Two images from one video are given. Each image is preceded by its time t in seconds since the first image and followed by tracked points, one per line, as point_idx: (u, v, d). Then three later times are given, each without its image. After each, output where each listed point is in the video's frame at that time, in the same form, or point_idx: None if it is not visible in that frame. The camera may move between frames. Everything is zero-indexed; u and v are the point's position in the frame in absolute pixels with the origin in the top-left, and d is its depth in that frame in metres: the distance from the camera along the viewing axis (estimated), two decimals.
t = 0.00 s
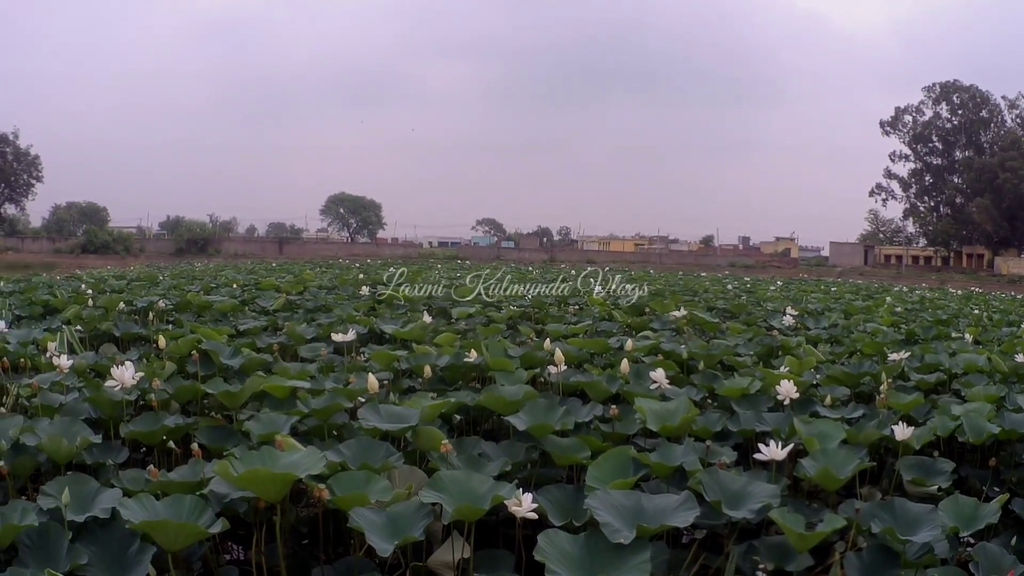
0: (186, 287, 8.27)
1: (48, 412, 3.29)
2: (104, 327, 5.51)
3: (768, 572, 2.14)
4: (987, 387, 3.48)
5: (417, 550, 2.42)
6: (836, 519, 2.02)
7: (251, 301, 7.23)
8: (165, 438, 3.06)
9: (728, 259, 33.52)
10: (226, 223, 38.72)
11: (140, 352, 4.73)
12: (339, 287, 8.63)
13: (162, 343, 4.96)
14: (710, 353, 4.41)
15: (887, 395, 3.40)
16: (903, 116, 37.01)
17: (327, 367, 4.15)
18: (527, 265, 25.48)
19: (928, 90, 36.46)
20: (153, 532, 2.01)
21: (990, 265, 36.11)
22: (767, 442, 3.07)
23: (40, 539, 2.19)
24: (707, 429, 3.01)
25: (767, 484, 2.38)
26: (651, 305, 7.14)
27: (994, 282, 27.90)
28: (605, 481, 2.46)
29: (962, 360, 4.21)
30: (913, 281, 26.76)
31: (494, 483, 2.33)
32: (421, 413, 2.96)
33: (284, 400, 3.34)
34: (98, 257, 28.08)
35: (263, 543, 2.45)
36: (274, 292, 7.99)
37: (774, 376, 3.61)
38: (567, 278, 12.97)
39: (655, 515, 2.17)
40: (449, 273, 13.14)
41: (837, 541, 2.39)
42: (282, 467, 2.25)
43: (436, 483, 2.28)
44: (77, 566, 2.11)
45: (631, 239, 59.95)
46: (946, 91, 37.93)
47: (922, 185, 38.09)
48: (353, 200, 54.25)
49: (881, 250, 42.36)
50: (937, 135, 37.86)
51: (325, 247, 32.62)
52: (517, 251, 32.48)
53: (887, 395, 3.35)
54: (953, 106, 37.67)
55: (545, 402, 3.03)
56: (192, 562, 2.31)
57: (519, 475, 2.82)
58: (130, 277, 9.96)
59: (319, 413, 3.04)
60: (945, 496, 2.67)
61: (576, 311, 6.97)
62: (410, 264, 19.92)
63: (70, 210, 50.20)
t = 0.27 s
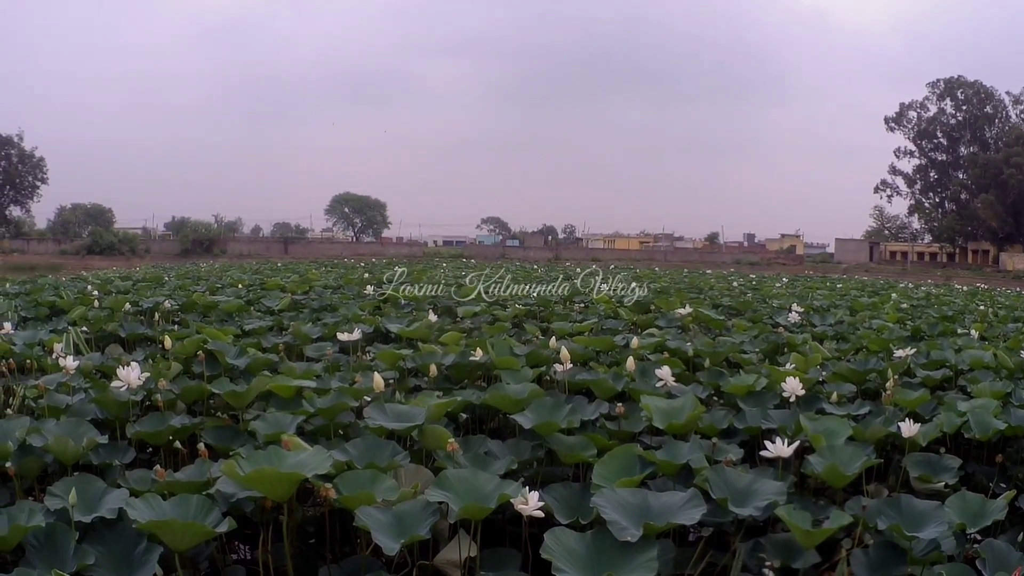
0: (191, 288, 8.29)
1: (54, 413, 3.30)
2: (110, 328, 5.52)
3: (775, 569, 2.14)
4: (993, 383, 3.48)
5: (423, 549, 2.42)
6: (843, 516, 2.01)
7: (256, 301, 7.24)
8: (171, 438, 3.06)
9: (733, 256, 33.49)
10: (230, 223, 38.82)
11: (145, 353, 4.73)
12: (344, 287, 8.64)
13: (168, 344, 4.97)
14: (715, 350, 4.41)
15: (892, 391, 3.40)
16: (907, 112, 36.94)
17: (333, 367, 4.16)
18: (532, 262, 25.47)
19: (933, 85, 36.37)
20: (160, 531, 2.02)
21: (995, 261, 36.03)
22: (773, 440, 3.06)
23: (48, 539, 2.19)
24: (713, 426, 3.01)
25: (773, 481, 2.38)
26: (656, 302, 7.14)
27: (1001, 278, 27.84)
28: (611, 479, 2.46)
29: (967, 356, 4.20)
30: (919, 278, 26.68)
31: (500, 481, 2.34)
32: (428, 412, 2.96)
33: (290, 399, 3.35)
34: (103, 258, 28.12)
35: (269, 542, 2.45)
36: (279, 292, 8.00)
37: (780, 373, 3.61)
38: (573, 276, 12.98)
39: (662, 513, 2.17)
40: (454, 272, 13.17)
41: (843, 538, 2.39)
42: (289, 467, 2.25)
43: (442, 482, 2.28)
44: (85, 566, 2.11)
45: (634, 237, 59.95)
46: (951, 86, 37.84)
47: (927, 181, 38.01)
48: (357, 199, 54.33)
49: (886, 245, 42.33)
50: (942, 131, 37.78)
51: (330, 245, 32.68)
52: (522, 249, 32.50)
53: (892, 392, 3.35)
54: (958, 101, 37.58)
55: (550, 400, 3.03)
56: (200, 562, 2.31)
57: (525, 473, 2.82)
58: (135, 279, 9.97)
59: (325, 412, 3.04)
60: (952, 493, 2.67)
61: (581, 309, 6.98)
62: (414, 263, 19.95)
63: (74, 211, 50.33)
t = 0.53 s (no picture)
0: (194, 288, 8.30)
1: (57, 414, 3.30)
2: (113, 329, 5.52)
3: (779, 567, 2.14)
4: (996, 380, 3.48)
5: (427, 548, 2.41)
6: (847, 513, 2.01)
7: (259, 301, 7.24)
8: (174, 438, 3.06)
9: (735, 254, 33.45)
10: (233, 224, 38.83)
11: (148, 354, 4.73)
12: (347, 287, 8.64)
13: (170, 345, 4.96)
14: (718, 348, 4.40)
15: (895, 389, 3.39)
16: (909, 109, 36.90)
17: (335, 366, 4.16)
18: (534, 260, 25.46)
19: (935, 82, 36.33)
20: (162, 531, 2.02)
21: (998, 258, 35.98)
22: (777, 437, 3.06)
23: (51, 540, 2.19)
24: (717, 424, 3.01)
25: (777, 479, 2.37)
26: (659, 301, 7.15)
27: (1004, 274, 27.80)
28: (615, 478, 2.46)
29: (970, 354, 4.19)
30: (922, 275, 26.65)
31: (503, 480, 2.33)
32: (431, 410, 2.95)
33: (292, 399, 3.35)
34: (106, 258, 28.14)
35: (272, 542, 2.45)
36: (282, 292, 8.01)
37: (783, 371, 3.60)
38: (575, 275, 12.99)
39: (665, 511, 2.16)
40: (457, 271, 13.19)
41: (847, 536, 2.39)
42: (292, 466, 2.25)
43: (446, 480, 2.28)
44: (88, 567, 2.12)
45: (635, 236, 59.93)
46: (953, 83, 37.81)
47: (929, 178, 37.98)
48: (359, 199, 54.34)
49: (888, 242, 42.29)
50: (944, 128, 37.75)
51: (333, 245, 32.70)
52: (525, 248, 32.49)
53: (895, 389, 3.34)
54: (960, 98, 37.54)
55: (553, 398, 3.03)
56: (203, 562, 2.32)
57: (529, 471, 2.82)
58: (138, 280, 9.97)
59: (328, 411, 3.04)
60: (955, 491, 2.66)
61: (583, 308, 6.98)
62: (417, 262, 19.97)
63: (76, 213, 50.36)
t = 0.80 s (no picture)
0: (198, 287, 8.30)
1: (61, 414, 3.31)
2: (117, 328, 5.53)
3: (785, 563, 2.14)
4: (1000, 376, 3.47)
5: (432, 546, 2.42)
6: (852, 509, 2.01)
7: (263, 299, 7.25)
8: (179, 437, 3.07)
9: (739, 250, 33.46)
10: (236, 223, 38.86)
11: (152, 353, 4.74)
12: (352, 284, 8.65)
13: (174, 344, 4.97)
14: (723, 344, 4.40)
15: (900, 385, 3.40)
16: (912, 105, 36.89)
17: (340, 364, 4.17)
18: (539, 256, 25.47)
19: (938, 77, 36.32)
20: (167, 531, 2.02)
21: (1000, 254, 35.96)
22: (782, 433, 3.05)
23: (55, 539, 2.20)
24: (722, 420, 3.01)
25: (782, 475, 2.37)
26: (663, 297, 7.15)
27: (1008, 269, 27.80)
28: (620, 474, 2.46)
29: (975, 349, 4.19)
30: (926, 270, 26.63)
31: (509, 477, 2.33)
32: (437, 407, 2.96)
33: (297, 397, 3.36)
34: (110, 257, 28.17)
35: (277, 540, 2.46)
36: (287, 289, 8.02)
37: (787, 366, 3.61)
38: (579, 271, 13.00)
39: (670, 507, 2.16)
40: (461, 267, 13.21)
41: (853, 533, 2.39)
42: (296, 463, 2.25)
43: (452, 477, 2.28)
44: (92, 566, 2.12)
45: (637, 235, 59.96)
46: (955, 79, 37.78)
47: (932, 173, 37.98)
48: (362, 197, 54.29)
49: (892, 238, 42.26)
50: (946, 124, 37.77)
51: (337, 244, 32.71)
52: (530, 244, 32.48)
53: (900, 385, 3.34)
54: (962, 94, 37.55)
55: (558, 394, 3.04)
56: (208, 561, 2.33)
57: (534, 468, 2.82)
58: (142, 278, 9.98)
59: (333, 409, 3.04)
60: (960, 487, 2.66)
61: (587, 305, 6.98)
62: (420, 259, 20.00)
63: (79, 214, 50.40)
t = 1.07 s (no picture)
0: (206, 269, 8.32)
1: (70, 396, 3.31)
2: (126, 311, 5.53)
3: (796, 544, 2.16)
4: (1009, 360, 3.47)
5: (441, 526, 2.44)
6: (863, 490, 2.02)
7: (273, 280, 7.25)
8: (187, 418, 3.07)
9: (746, 234, 33.52)
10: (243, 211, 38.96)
11: (162, 335, 4.75)
12: (362, 265, 8.66)
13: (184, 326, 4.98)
14: (732, 325, 4.40)
15: (909, 367, 3.40)
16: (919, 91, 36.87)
17: (349, 344, 4.18)
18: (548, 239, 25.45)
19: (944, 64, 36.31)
20: (175, 512, 2.02)
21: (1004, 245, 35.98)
22: (791, 413, 3.06)
23: (62, 522, 2.20)
24: (732, 400, 3.02)
25: (792, 455, 2.37)
26: (673, 278, 7.18)
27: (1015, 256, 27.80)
28: (631, 453, 2.46)
29: (984, 334, 4.19)
30: (933, 257, 26.65)
31: (520, 455, 2.33)
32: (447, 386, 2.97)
33: (307, 376, 3.36)
34: (118, 242, 28.21)
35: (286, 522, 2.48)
36: (297, 270, 8.03)
37: (797, 347, 3.61)
38: (588, 252, 13.02)
39: (681, 486, 2.16)
40: (472, 248, 13.26)
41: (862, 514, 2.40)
42: (305, 443, 2.25)
43: (462, 456, 2.29)
44: (99, 549, 2.12)
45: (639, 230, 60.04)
46: (961, 66, 37.79)
47: (941, 159, 38.04)
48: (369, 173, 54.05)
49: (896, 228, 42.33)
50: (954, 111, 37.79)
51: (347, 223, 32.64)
52: (539, 225, 32.47)
53: (910, 367, 3.34)
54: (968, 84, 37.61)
55: (569, 373, 3.04)
56: (216, 543, 2.35)
57: (544, 447, 2.83)
58: (151, 261, 10.00)
59: (343, 388, 3.04)
60: (969, 470, 2.66)
61: (596, 285, 6.99)
62: (429, 241, 20.06)
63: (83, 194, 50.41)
